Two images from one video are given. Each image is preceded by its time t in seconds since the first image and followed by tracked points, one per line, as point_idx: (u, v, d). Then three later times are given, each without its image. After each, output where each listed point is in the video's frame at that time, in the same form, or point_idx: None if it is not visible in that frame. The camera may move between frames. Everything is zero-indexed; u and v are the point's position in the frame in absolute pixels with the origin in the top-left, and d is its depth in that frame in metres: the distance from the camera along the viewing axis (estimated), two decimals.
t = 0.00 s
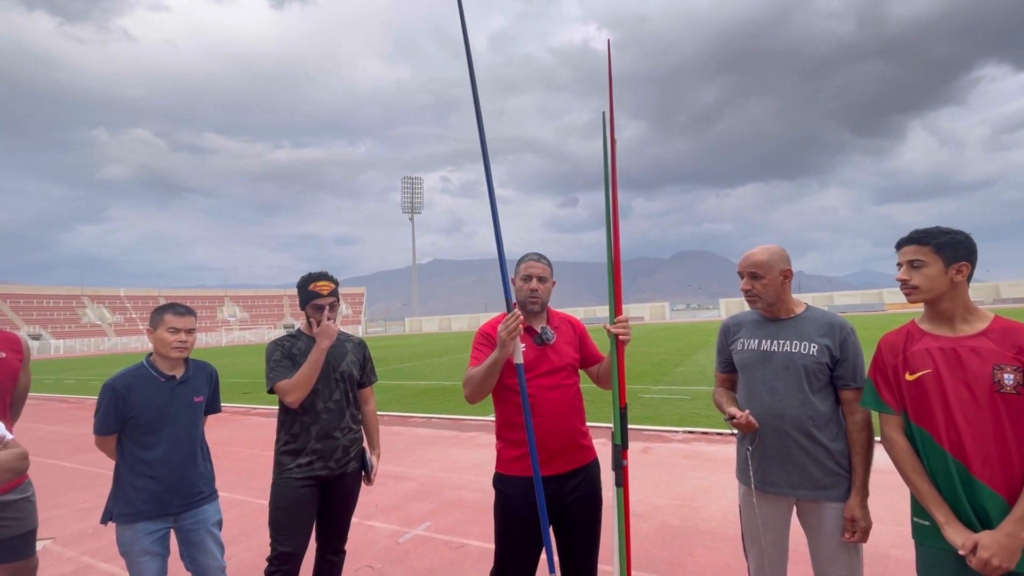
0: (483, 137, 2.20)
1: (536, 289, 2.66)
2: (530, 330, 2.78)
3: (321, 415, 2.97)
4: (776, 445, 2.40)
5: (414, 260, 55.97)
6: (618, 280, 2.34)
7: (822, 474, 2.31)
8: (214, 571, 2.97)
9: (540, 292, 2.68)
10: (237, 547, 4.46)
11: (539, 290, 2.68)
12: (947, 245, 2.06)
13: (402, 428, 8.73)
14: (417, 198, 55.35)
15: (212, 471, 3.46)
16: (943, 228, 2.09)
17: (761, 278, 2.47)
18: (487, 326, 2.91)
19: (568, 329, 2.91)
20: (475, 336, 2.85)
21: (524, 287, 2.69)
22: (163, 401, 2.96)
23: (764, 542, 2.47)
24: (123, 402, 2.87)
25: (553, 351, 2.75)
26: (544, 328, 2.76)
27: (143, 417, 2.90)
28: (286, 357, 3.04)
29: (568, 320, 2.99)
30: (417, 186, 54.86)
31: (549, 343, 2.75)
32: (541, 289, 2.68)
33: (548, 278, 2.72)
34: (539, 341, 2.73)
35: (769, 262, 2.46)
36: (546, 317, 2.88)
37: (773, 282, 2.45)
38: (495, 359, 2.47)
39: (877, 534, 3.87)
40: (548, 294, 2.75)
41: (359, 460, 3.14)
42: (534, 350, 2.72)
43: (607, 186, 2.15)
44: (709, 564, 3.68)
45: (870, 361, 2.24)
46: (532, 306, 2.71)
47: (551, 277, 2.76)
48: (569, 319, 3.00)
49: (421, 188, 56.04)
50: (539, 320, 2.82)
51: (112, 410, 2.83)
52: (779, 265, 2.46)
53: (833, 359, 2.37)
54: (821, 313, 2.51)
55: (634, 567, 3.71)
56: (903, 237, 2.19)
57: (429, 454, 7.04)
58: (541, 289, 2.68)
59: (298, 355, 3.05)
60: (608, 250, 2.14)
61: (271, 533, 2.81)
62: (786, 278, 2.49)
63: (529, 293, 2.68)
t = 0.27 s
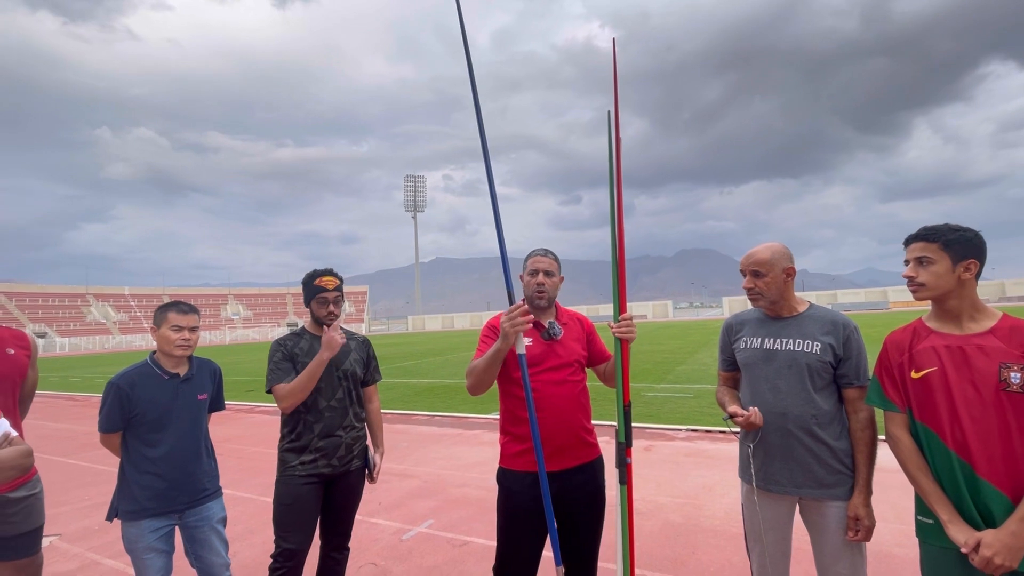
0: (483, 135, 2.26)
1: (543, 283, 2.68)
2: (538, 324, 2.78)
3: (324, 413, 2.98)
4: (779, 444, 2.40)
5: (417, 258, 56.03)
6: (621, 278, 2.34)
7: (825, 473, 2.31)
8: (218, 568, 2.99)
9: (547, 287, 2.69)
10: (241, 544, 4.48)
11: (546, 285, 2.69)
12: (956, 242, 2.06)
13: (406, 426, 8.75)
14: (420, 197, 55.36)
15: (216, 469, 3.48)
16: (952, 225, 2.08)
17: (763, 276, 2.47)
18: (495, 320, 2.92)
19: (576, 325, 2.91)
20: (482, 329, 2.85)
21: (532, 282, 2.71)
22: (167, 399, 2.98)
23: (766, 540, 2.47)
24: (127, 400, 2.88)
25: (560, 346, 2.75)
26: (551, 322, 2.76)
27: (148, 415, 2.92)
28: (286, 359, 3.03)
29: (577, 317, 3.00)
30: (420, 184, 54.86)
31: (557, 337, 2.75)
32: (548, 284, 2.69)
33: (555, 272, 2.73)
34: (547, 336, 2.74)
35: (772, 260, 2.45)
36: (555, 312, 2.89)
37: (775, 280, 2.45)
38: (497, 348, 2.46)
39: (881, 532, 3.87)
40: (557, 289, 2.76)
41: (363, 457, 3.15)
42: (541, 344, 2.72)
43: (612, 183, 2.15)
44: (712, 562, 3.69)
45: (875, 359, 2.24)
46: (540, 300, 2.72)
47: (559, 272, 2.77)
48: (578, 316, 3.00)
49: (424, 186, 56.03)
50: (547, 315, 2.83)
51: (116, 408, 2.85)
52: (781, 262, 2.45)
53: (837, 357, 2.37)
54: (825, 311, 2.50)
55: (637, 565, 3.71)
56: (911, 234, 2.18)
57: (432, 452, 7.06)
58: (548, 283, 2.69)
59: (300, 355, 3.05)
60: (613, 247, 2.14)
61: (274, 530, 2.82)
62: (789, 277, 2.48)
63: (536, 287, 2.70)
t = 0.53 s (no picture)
0: (479, 136, 2.28)
1: (553, 280, 2.70)
2: (547, 322, 2.81)
3: (331, 412, 2.99)
4: (785, 442, 2.40)
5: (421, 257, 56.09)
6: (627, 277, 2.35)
7: (832, 471, 2.31)
8: (226, 565, 3.02)
9: (557, 283, 2.71)
10: (248, 541, 4.51)
11: (557, 282, 2.71)
12: (966, 240, 2.05)
13: (410, 424, 8.78)
14: (424, 195, 55.48)
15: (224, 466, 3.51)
16: (963, 223, 2.07)
17: (769, 275, 2.47)
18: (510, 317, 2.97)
19: (591, 322, 2.89)
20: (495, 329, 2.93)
21: (543, 279, 2.74)
22: (175, 396, 3.00)
23: (772, 538, 2.47)
24: (136, 398, 2.91)
25: (570, 344, 2.76)
26: (561, 320, 2.77)
27: (156, 412, 2.94)
28: (290, 366, 2.98)
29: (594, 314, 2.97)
30: (424, 183, 54.98)
31: (566, 336, 2.75)
32: (559, 281, 2.71)
33: (567, 270, 2.75)
34: (556, 334, 2.75)
35: (777, 258, 2.46)
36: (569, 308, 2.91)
37: (781, 279, 2.46)
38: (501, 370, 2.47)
39: (887, 531, 3.86)
40: (569, 287, 2.77)
41: (369, 455, 3.17)
42: (549, 342, 2.75)
43: (618, 182, 2.16)
44: (718, 561, 3.69)
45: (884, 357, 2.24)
46: (551, 297, 2.75)
47: (571, 269, 2.78)
48: (596, 313, 2.98)
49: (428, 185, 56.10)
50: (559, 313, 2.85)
51: (125, 405, 2.88)
52: (787, 260, 2.45)
53: (843, 355, 2.37)
54: (831, 309, 2.50)
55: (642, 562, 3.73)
56: (921, 231, 2.18)
57: (437, 450, 7.08)
58: (559, 280, 2.71)
59: (305, 357, 3.01)
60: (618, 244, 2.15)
61: (282, 527, 2.84)
62: (794, 274, 2.47)
63: (547, 284, 2.72)
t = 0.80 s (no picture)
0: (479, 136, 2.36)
1: (561, 281, 2.72)
2: (556, 321, 2.83)
3: (338, 410, 3.01)
4: (793, 441, 2.40)
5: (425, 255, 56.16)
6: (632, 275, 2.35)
7: (840, 470, 2.31)
8: (235, 561, 3.04)
9: (564, 284, 2.72)
10: (257, 537, 4.55)
11: (565, 283, 2.73)
12: (979, 238, 2.04)
13: (415, 422, 8.80)
14: (428, 193, 55.55)
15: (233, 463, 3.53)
16: (976, 221, 2.06)
17: (777, 273, 2.47)
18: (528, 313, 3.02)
19: (603, 322, 2.84)
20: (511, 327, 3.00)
21: (552, 279, 2.77)
22: (184, 393, 3.03)
23: (780, 536, 2.47)
24: (145, 395, 2.93)
25: (577, 344, 2.75)
26: (568, 321, 2.78)
27: (165, 410, 2.96)
28: (296, 366, 3.01)
29: (612, 313, 2.90)
30: (428, 182, 55.05)
31: (572, 336, 2.75)
32: (567, 282, 2.73)
33: (577, 271, 2.76)
34: (563, 334, 2.77)
35: (785, 257, 2.45)
36: (584, 306, 2.89)
37: (789, 277, 2.45)
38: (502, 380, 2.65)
39: (894, 530, 3.85)
40: (579, 288, 2.77)
41: (376, 453, 3.18)
42: (555, 342, 2.77)
43: (624, 180, 2.17)
44: (724, 559, 3.69)
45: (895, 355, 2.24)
46: (559, 298, 2.76)
47: (582, 270, 2.78)
48: (613, 312, 2.91)
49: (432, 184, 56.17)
50: (570, 314, 2.84)
51: (135, 402, 2.90)
52: (794, 259, 2.45)
53: (851, 354, 2.36)
54: (839, 307, 2.49)
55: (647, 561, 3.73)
56: (933, 229, 2.17)
57: (442, 448, 7.10)
58: (567, 281, 2.73)
59: (311, 356, 3.03)
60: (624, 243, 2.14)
61: (289, 524, 2.86)
62: (803, 273, 2.49)
63: (555, 285, 2.75)
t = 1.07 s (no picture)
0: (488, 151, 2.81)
1: (561, 281, 2.76)
2: (557, 320, 2.87)
3: (340, 408, 3.02)
4: (797, 440, 2.40)
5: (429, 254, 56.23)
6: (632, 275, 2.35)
7: (844, 470, 2.30)
8: (240, 558, 3.05)
9: (564, 284, 2.75)
10: (261, 535, 4.57)
11: (565, 282, 2.76)
12: (987, 237, 2.03)
13: (419, 420, 8.82)
14: (432, 192, 55.60)
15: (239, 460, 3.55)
16: (984, 220, 2.05)
17: (781, 272, 2.46)
18: (536, 312, 3.10)
19: (603, 322, 2.82)
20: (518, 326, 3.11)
21: (553, 278, 2.81)
22: (189, 392, 3.04)
23: (784, 536, 2.47)
24: (152, 393, 2.95)
25: (574, 343, 2.77)
26: (565, 321, 2.81)
27: (172, 408, 2.98)
28: (298, 364, 3.03)
29: (616, 315, 2.86)
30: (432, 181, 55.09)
31: (569, 335, 2.78)
32: (566, 281, 2.76)
33: (579, 272, 2.77)
34: (561, 333, 2.81)
35: (790, 256, 2.44)
36: (588, 306, 2.88)
37: (793, 276, 2.44)
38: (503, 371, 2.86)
39: (899, 531, 3.84)
40: (580, 289, 2.78)
41: (379, 452, 3.19)
42: (553, 340, 2.83)
43: (624, 178, 2.17)
44: (728, 558, 3.69)
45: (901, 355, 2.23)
46: (559, 296, 2.80)
47: (585, 272, 2.78)
48: (617, 314, 2.87)
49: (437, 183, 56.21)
50: (572, 314, 2.87)
51: (141, 400, 2.92)
52: (800, 258, 2.44)
53: (856, 354, 2.35)
54: (845, 306, 2.48)
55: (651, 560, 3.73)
56: (940, 228, 2.16)
57: (446, 446, 7.12)
58: (566, 281, 2.76)
59: (313, 354, 3.04)
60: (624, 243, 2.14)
61: (293, 522, 2.88)
62: (808, 272, 2.47)
63: (556, 284, 2.79)
